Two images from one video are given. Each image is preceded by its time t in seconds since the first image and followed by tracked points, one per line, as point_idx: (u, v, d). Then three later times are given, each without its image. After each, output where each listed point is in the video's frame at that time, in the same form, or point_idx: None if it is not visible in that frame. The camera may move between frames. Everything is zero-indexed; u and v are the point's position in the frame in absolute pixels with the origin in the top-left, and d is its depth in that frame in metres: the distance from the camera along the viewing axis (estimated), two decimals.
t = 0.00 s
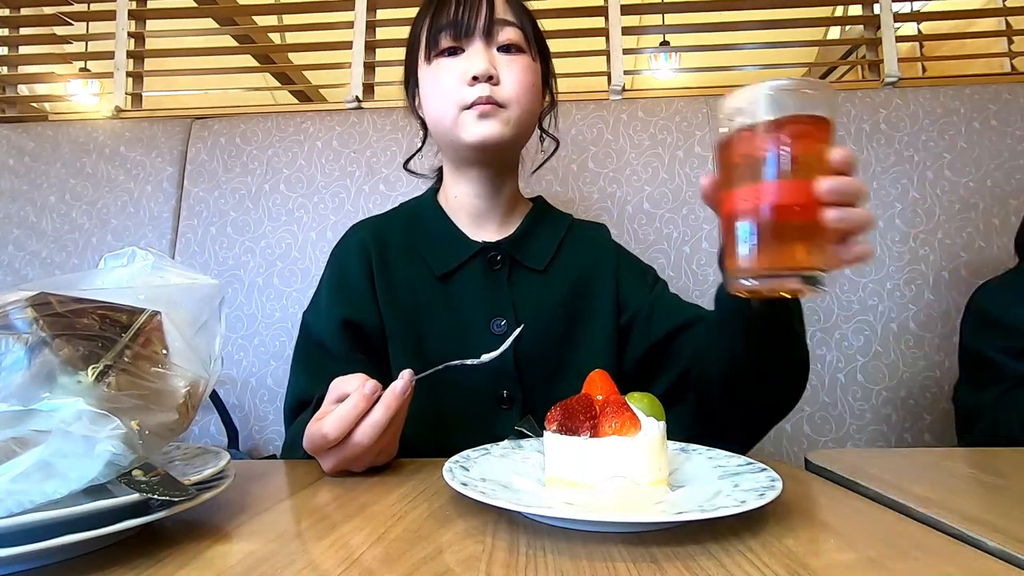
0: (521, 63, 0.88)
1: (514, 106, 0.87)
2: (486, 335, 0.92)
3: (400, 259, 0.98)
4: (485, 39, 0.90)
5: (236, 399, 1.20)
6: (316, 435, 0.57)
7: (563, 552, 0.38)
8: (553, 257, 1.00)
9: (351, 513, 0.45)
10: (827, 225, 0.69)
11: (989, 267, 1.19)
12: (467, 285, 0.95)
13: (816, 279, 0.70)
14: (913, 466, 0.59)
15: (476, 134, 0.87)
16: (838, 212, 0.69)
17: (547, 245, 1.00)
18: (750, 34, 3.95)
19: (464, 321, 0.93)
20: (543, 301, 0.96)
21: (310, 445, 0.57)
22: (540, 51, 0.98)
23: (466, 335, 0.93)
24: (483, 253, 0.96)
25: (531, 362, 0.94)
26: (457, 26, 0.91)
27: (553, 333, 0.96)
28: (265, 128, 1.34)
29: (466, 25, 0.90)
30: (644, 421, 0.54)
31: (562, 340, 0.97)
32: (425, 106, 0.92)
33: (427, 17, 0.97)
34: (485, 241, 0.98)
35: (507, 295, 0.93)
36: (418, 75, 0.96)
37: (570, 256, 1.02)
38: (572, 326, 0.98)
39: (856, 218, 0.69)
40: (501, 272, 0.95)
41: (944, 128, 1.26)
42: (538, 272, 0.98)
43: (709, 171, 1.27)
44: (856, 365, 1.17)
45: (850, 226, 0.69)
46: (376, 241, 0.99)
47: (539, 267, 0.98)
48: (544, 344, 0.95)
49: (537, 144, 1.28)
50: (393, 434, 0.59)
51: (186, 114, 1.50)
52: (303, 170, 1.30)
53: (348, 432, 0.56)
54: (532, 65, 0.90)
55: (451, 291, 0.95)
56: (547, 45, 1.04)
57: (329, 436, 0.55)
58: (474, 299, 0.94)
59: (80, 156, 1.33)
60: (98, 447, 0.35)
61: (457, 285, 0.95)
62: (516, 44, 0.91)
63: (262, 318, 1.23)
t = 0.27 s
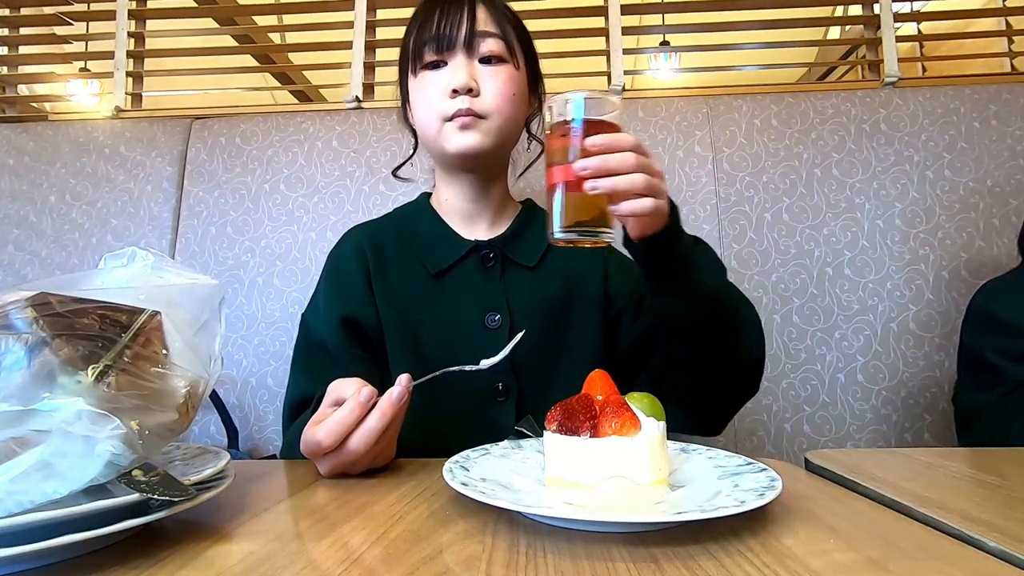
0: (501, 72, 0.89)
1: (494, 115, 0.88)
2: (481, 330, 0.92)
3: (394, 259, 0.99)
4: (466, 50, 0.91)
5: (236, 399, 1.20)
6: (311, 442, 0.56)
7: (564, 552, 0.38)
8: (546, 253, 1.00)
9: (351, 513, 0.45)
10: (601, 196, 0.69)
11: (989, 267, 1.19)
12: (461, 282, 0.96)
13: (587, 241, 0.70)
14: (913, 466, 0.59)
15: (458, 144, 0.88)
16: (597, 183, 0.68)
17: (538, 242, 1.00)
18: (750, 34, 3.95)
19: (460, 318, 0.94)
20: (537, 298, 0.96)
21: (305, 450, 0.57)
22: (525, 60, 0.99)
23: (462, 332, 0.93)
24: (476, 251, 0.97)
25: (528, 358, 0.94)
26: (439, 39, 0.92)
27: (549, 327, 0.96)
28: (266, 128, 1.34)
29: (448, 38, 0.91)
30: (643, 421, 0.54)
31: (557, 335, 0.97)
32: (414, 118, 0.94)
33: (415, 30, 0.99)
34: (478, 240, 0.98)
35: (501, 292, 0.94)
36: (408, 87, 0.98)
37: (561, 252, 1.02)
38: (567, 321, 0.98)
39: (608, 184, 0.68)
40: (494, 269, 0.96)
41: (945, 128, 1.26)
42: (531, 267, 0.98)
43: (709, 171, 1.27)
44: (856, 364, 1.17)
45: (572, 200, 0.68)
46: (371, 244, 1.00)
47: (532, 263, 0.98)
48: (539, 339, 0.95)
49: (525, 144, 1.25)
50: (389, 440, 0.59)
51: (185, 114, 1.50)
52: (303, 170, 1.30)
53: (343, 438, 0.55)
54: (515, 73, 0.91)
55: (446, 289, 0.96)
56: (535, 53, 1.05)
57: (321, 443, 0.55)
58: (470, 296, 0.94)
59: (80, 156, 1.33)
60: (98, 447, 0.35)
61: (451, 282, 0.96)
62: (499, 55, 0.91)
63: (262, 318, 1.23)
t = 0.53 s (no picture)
0: (496, 86, 0.92)
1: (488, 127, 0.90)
2: (475, 326, 0.93)
3: (392, 259, 1.00)
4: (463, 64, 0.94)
5: (236, 399, 1.20)
6: (310, 444, 0.56)
7: (564, 552, 0.38)
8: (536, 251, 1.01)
9: (351, 513, 0.45)
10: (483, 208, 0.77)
11: (990, 267, 1.19)
12: (455, 280, 0.97)
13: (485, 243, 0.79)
14: (912, 466, 0.59)
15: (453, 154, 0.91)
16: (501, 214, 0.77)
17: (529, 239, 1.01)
18: (750, 34, 3.95)
19: (454, 315, 0.95)
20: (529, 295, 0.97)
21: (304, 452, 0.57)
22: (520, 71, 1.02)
23: (454, 329, 0.94)
24: (468, 250, 0.98)
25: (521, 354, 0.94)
26: (436, 52, 0.95)
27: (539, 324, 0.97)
28: (266, 128, 1.34)
29: (444, 50, 0.95)
30: (643, 421, 0.54)
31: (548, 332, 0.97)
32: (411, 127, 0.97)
33: (413, 41, 1.01)
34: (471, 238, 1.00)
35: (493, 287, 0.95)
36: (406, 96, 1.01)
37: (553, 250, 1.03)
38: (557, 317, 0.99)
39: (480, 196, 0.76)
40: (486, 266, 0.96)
41: (945, 128, 1.26)
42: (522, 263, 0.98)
43: (709, 171, 1.27)
44: (855, 365, 1.17)
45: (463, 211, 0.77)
46: (370, 245, 1.02)
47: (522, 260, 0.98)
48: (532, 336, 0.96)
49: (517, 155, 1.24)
50: (389, 443, 0.58)
51: (185, 114, 1.50)
52: (303, 170, 1.31)
53: (342, 441, 0.55)
54: (509, 87, 0.94)
55: (441, 287, 0.97)
56: (529, 65, 1.06)
57: (320, 446, 0.55)
58: (463, 294, 0.95)
59: (80, 156, 1.33)
60: (98, 447, 0.35)
61: (446, 281, 0.97)
62: (493, 66, 0.94)
63: (262, 318, 1.23)
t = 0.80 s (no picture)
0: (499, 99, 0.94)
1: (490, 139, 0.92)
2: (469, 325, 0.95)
3: (388, 260, 1.01)
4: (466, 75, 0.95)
5: (236, 399, 1.20)
6: (312, 444, 0.56)
7: (563, 552, 0.38)
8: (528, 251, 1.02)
9: (352, 513, 0.45)
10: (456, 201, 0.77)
11: (990, 267, 1.19)
12: (451, 280, 0.98)
13: (460, 238, 0.78)
14: (912, 466, 0.59)
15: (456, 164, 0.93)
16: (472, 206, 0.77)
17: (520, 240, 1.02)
18: (750, 34, 3.95)
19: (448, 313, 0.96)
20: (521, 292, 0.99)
21: (306, 450, 0.57)
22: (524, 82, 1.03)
23: (449, 326, 0.95)
24: (462, 251, 0.99)
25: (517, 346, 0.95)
26: (439, 61, 0.96)
27: (532, 318, 0.98)
28: (265, 128, 1.34)
29: (450, 59, 0.95)
30: (644, 421, 0.54)
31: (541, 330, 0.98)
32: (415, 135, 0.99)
33: (416, 46, 1.02)
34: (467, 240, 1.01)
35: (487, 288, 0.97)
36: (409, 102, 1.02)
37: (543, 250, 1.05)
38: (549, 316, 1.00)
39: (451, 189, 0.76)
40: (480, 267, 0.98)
41: (944, 128, 1.26)
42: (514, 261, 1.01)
43: (709, 171, 1.27)
44: (855, 365, 1.17)
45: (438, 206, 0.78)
46: (366, 247, 1.02)
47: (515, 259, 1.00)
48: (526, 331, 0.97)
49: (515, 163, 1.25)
50: (391, 442, 0.58)
51: (185, 114, 1.50)
52: (303, 170, 1.31)
53: (343, 442, 0.55)
54: (511, 99, 0.96)
55: (436, 286, 0.98)
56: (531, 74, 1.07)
57: (322, 446, 0.55)
58: (458, 292, 0.97)
59: (80, 156, 1.33)
60: (98, 447, 0.35)
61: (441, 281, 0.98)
62: (497, 78, 0.96)
63: (262, 318, 1.23)
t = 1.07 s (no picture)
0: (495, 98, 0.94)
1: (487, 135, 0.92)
2: (467, 325, 0.95)
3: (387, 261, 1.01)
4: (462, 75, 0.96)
5: (236, 399, 1.20)
6: (312, 444, 0.56)
7: (563, 552, 0.38)
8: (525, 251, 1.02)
9: (351, 513, 0.45)
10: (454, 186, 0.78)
11: (990, 267, 1.19)
12: (449, 279, 0.98)
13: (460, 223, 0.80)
14: (912, 466, 0.59)
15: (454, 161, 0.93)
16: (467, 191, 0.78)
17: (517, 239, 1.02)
18: (750, 35, 3.95)
19: (447, 313, 0.96)
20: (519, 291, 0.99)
21: (309, 450, 0.57)
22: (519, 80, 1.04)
23: (447, 326, 0.95)
24: (460, 250, 0.99)
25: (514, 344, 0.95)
26: (434, 61, 0.96)
27: (530, 318, 0.98)
28: (266, 128, 1.34)
29: (445, 60, 0.96)
30: (644, 421, 0.54)
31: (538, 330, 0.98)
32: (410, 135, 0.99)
33: (411, 48, 1.02)
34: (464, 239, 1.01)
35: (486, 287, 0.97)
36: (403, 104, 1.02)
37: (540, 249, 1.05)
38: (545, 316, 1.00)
39: (451, 174, 0.77)
40: (479, 267, 0.98)
41: (945, 128, 1.26)
42: (510, 259, 1.00)
43: (709, 171, 1.27)
44: (855, 365, 1.17)
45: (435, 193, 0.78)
46: (366, 249, 1.02)
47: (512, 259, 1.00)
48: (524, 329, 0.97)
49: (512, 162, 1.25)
50: (392, 443, 0.58)
51: (186, 114, 1.50)
52: (303, 170, 1.31)
53: (343, 442, 0.55)
54: (506, 98, 0.96)
55: (435, 286, 0.98)
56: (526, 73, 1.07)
57: (325, 446, 0.55)
58: (457, 292, 0.97)
59: (81, 156, 1.33)
60: (98, 447, 0.35)
61: (440, 281, 0.98)
62: (492, 78, 0.96)
63: (262, 318, 1.23)
